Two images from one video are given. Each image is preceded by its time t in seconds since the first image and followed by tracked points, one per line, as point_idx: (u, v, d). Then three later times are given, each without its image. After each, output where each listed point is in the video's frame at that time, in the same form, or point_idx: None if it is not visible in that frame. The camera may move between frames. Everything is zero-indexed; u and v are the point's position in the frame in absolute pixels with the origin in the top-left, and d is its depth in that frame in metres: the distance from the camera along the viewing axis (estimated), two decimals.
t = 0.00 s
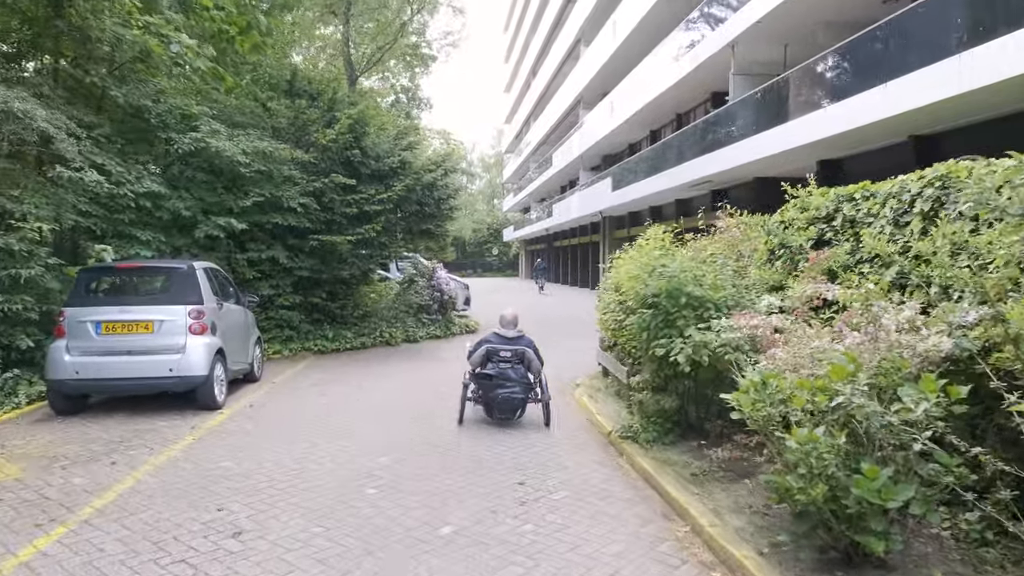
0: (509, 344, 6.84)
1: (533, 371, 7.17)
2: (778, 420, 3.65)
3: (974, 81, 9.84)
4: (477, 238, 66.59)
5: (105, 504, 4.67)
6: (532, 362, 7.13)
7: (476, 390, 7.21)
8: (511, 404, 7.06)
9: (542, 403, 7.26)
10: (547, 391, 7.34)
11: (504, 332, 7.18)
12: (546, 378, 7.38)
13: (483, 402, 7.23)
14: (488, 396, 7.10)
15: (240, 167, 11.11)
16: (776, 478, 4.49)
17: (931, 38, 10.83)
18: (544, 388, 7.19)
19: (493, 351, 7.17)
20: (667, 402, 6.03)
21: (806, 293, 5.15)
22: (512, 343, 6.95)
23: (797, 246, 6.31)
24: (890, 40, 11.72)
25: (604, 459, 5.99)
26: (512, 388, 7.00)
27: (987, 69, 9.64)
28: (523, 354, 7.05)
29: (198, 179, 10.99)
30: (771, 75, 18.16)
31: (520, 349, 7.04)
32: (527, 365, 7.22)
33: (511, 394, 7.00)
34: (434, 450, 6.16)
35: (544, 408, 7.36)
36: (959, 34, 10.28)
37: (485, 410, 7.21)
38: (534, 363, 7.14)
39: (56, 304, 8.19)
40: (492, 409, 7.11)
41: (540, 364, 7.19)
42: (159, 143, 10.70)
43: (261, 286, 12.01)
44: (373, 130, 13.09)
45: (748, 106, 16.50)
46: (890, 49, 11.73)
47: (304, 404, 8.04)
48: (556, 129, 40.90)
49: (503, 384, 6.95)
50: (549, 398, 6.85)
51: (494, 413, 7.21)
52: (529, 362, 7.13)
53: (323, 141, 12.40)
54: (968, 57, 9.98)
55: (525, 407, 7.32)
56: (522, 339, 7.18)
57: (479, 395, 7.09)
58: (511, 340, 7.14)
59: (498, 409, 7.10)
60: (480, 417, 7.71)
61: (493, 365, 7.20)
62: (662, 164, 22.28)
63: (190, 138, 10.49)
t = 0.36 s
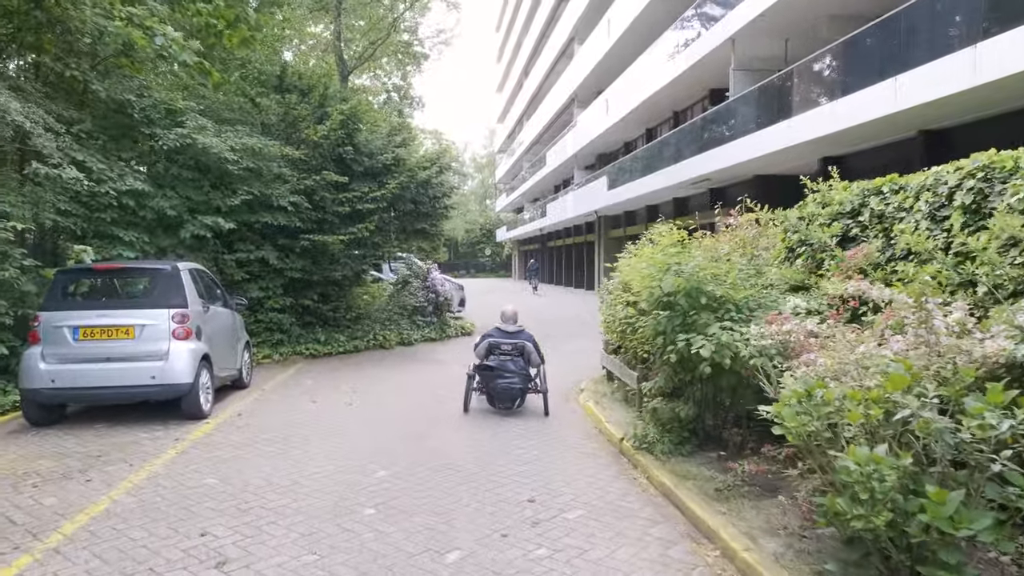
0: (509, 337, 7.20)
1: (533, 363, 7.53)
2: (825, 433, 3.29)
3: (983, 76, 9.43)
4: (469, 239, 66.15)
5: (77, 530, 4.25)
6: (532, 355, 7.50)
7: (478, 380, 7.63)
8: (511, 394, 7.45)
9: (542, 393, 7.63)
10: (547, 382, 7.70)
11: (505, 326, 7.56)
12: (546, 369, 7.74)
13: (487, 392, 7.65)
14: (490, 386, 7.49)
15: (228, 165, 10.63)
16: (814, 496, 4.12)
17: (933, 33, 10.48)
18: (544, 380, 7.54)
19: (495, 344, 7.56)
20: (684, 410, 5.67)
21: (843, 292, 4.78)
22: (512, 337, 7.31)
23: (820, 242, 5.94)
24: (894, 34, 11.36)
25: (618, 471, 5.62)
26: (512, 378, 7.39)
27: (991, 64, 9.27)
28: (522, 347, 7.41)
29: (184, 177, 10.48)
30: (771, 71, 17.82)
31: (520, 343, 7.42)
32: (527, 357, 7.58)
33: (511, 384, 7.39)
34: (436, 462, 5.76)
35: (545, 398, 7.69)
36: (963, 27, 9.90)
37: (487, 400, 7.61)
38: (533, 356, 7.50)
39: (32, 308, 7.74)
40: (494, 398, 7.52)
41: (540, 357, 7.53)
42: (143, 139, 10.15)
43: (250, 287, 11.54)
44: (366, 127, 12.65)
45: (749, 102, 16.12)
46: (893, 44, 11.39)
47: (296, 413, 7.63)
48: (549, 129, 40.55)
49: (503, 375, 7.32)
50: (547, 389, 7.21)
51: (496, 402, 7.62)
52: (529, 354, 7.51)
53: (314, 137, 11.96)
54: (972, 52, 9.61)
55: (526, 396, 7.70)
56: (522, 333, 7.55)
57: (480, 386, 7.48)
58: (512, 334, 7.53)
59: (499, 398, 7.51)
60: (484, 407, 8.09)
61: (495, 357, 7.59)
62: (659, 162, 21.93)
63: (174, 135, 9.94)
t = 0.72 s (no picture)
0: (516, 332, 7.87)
1: (540, 356, 8.19)
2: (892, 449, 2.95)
3: (997, 68, 9.16)
4: (458, 238, 65.74)
5: (50, 553, 3.86)
6: (538, 348, 8.15)
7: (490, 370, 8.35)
8: (519, 384, 8.14)
9: (548, 384, 8.23)
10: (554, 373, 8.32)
11: (514, 322, 8.21)
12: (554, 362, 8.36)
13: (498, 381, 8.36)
14: (500, 376, 8.19)
15: (214, 160, 10.16)
16: (858, 512, 3.81)
17: (941, 25, 10.23)
18: (549, 371, 8.18)
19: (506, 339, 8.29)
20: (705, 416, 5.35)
21: (884, 291, 4.48)
22: (518, 332, 8.01)
23: (844, 238, 5.64)
24: (900, 27, 11.09)
25: (635, 482, 5.27)
26: (519, 370, 8.07)
27: (1007, 56, 9.02)
28: (529, 341, 8.09)
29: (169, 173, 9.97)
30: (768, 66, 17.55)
31: (527, 337, 8.07)
32: (536, 350, 8.24)
33: (518, 375, 8.07)
34: (440, 473, 5.38)
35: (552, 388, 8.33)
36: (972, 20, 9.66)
37: (499, 389, 8.30)
38: (540, 349, 8.15)
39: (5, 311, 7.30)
40: (503, 387, 8.22)
41: (546, 350, 8.17)
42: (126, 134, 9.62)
43: (239, 289, 11.06)
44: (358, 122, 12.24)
45: (749, 98, 15.80)
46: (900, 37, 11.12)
47: (287, 420, 7.22)
48: (540, 127, 40.23)
49: (510, 367, 8.00)
50: (550, 379, 7.79)
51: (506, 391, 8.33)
52: (535, 348, 8.16)
53: (304, 132, 11.53)
54: (986, 43, 9.37)
55: (534, 386, 8.36)
56: (530, 328, 8.19)
57: (491, 376, 8.20)
58: (520, 329, 8.17)
59: (508, 387, 8.21)
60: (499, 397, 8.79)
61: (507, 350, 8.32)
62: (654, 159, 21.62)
63: (158, 128, 9.44)
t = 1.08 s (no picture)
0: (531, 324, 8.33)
1: (554, 347, 8.65)
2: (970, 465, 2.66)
3: (1008, 61, 8.96)
4: (445, 236, 65.29)
5: None
6: (551, 339, 8.59)
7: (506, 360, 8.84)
8: (534, 372, 8.63)
9: (562, 372, 8.70)
10: (569, 363, 8.78)
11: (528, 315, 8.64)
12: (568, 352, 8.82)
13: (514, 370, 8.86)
14: (516, 366, 8.69)
15: (199, 153, 9.71)
16: (911, 525, 3.55)
17: (947, 17, 10.01)
18: (563, 361, 8.64)
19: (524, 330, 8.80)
20: (728, 422, 5.07)
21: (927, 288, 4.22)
22: (533, 325, 8.48)
23: (871, 233, 5.38)
24: (903, 20, 10.87)
25: (654, 492, 4.97)
26: (533, 360, 8.55)
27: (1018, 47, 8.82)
28: (543, 333, 8.55)
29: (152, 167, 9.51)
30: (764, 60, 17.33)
31: (540, 330, 8.52)
32: (550, 341, 8.72)
33: (533, 365, 8.55)
34: (446, 483, 5.05)
35: (566, 376, 8.80)
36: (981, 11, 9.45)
37: (516, 378, 8.79)
38: (553, 340, 8.59)
39: None
40: (518, 375, 8.72)
41: (560, 340, 8.61)
42: (106, 125, 9.13)
43: (226, 287, 10.63)
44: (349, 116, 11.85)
45: (746, 93, 15.56)
46: (903, 30, 10.89)
47: (279, 425, 6.85)
48: (528, 124, 39.90)
49: (525, 358, 8.48)
50: (562, 368, 8.23)
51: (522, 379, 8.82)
52: (549, 340, 8.60)
53: (293, 125, 11.12)
54: (995, 34, 9.16)
55: (549, 374, 8.84)
56: (543, 321, 8.62)
57: (507, 365, 8.70)
58: (533, 321, 8.61)
59: (523, 376, 8.70)
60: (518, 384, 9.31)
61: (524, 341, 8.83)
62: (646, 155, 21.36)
63: (140, 120, 8.98)
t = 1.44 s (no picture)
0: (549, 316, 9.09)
1: (572, 337, 9.35)
2: None
3: (1017, 52, 8.79)
4: (430, 233, 64.79)
5: None
6: (568, 330, 9.30)
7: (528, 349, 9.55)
8: (552, 361, 9.33)
9: (580, 361, 9.38)
10: (586, 352, 9.46)
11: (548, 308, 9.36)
12: (586, 343, 9.52)
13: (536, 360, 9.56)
14: (537, 356, 9.41)
15: (184, 145, 9.27)
16: (969, 535, 3.31)
17: (952, 8, 9.82)
18: (580, 350, 9.33)
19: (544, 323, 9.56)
20: (754, 425, 4.81)
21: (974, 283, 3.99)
22: (551, 316, 9.23)
23: (900, 225, 5.14)
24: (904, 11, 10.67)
25: (678, 500, 4.70)
26: (552, 350, 9.26)
27: None
28: (561, 324, 9.28)
29: (134, 158, 9.06)
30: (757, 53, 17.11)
31: (558, 322, 9.24)
32: (568, 333, 9.42)
33: (551, 354, 9.26)
34: (456, 492, 4.73)
35: (583, 365, 9.47)
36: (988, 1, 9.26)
37: (537, 367, 9.50)
38: (570, 332, 9.30)
39: None
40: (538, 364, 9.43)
41: (577, 331, 9.30)
42: (85, 114, 8.67)
43: (213, 284, 10.20)
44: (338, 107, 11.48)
45: (742, 86, 15.32)
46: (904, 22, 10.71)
47: (272, 429, 6.50)
48: (515, 119, 39.57)
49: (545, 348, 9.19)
50: (578, 355, 8.92)
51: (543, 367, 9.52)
52: (566, 331, 9.31)
53: (281, 115, 10.72)
54: (1003, 24, 8.97)
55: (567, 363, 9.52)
56: (561, 313, 9.33)
57: (529, 355, 9.43)
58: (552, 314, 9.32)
59: (542, 364, 9.41)
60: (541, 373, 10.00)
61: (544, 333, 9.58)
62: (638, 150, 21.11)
63: (121, 108, 8.52)
